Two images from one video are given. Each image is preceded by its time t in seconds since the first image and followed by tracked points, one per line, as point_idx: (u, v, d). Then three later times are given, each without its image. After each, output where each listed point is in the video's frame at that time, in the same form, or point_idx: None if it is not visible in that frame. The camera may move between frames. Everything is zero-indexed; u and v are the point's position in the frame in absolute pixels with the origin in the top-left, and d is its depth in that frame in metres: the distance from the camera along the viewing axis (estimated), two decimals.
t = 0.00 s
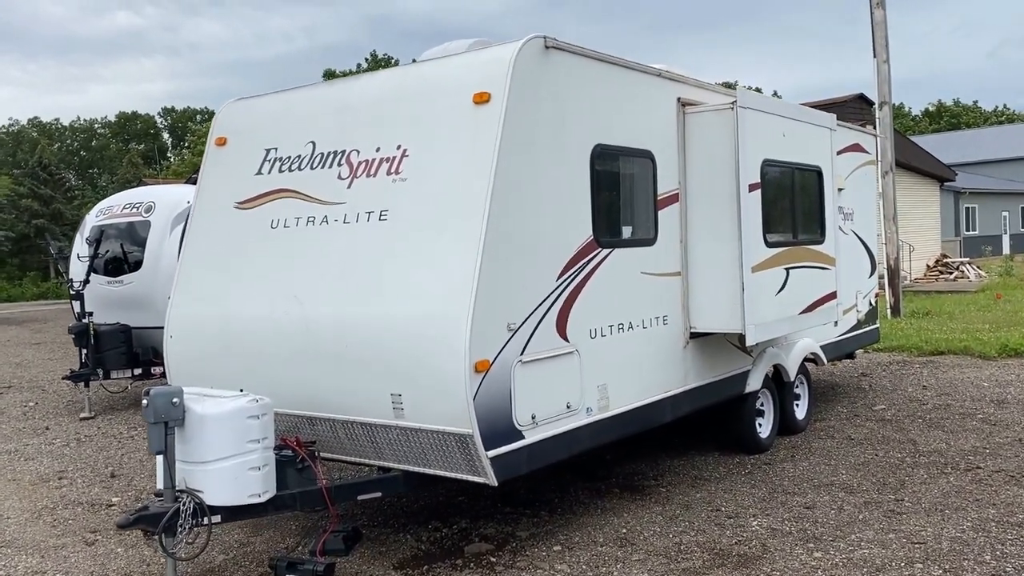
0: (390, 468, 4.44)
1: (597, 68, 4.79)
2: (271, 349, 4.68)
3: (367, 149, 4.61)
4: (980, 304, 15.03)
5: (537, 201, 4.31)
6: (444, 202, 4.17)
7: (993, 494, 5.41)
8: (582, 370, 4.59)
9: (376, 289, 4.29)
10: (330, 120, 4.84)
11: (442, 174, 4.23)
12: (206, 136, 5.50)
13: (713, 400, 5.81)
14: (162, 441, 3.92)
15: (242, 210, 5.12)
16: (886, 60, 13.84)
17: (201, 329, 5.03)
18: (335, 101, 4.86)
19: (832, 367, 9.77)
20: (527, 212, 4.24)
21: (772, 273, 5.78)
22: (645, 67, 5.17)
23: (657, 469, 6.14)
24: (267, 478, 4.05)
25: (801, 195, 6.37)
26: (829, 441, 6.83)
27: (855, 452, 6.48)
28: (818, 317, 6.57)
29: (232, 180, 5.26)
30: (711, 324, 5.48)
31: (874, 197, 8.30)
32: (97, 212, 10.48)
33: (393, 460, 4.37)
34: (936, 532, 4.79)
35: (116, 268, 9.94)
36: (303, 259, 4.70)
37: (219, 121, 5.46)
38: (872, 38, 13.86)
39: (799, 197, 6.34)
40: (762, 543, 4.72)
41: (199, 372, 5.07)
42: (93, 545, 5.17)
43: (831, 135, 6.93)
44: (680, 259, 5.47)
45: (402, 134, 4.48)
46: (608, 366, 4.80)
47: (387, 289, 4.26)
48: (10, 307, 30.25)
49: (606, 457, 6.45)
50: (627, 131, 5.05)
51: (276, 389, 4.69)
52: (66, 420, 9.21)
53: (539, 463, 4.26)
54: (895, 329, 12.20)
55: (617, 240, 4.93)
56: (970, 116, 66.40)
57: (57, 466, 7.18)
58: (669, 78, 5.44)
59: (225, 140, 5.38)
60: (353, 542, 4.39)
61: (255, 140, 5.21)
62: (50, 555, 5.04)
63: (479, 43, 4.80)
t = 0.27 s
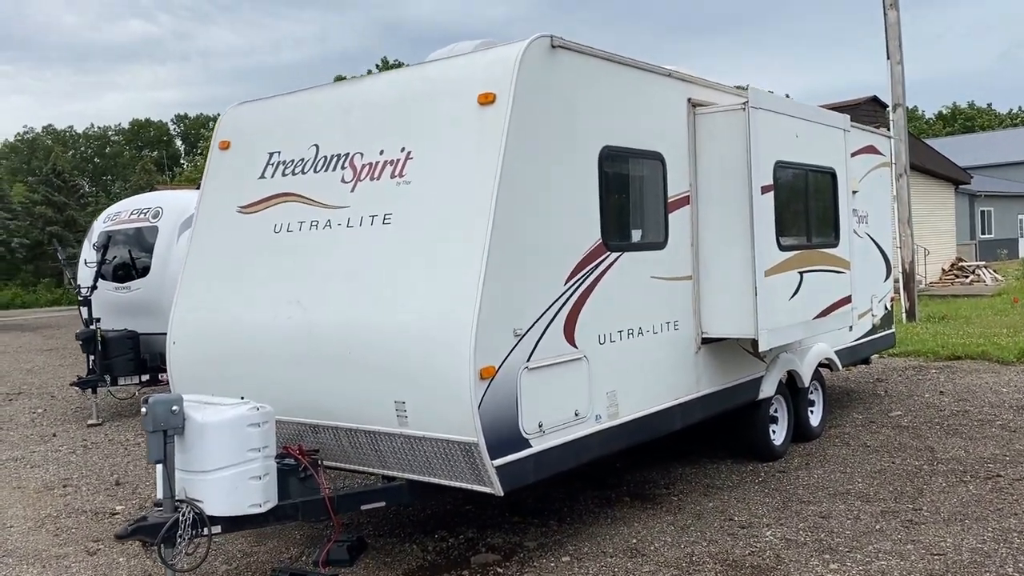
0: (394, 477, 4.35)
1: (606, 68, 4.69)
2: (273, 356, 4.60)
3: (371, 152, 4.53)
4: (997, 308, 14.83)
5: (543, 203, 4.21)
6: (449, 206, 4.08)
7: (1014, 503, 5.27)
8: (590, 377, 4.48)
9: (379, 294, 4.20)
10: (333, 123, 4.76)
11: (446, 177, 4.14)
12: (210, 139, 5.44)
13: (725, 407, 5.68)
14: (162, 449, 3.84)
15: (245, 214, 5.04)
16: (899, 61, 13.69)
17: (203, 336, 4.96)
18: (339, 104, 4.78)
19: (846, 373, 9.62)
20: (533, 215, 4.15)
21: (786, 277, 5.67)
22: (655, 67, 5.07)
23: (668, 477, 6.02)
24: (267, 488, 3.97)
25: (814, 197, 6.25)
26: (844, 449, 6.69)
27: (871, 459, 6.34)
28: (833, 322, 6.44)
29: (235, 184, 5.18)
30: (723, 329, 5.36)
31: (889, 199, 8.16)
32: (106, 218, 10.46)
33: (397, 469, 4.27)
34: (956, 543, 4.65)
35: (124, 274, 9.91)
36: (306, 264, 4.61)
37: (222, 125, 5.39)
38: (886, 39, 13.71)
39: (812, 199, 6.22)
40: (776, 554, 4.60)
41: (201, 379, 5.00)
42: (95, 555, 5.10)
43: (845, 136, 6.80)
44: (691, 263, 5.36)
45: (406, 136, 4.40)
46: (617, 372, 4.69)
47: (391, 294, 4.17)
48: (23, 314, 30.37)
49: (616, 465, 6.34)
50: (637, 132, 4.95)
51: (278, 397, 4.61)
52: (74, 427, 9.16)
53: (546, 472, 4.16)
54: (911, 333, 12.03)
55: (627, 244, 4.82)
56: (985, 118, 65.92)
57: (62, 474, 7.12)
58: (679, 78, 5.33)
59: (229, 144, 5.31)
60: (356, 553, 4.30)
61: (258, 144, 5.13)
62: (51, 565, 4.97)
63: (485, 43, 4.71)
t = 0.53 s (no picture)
0: (402, 492, 4.23)
1: (621, 74, 4.58)
2: (280, 366, 4.50)
3: (380, 159, 4.43)
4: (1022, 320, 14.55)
5: (557, 212, 4.09)
6: (459, 214, 3.97)
7: None
8: (604, 391, 4.35)
9: (388, 305, 4.09)
10: (343, 129, 4.67)
11: (456, 184, 4.03)
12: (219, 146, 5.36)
13: (743, 422, 5.53)
14: (163, 462, 3.75)
15: (253, 222, 4.96)
16: (923, 69, 13.48)
17: (210, 345, 4.87)
18: (349, 109, 4.69)
19: (868, 386, 9.42)
20: (546, 224, 4.03)
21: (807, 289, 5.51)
22: (672, 73, 4.95)
23: (684, 493, 5.87)
24: (271, 503, 3.86)
25: (836, 206, 6.10)
26: (866, 465, 6.51)
27: (894, 476, 6.16)
28: (855, 334, 6.27)
29: (244, 191, 5.10)
30: (742, 342, 5.22)
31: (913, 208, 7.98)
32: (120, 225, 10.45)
33: (405, 485, 4.16)
34: (985, 567, 4.47)
35: (137, 281, 9.88)
36: (314, 273, 4.52)
37: (232, 131, 5.32)
38: (909, 46, 13.50)
39: (834, 208, 6.06)
40: None
41: (208, 389, 4.91)
42: (99, 567, 5.02)
43: (868, 145, 6.64)
44: (708, 274, 5.22)
45: (416, 142, 4.29)
46: (632, 386, 4.56)
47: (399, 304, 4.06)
48: (43, 320, 30.57)
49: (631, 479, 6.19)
50: (653, 139, 4.82)
51: (285, 408, 4.51)
52: (86, 434, 9.12)
53: (557, 489, 4.03)
54: (934, 345, 11.80)
55: (643, 254, 4.70)
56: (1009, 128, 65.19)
57: (71, 483, 7.05)
58: (697, 84, 5.20)
59: (239, 150, 5.23)
60: (365, 568, 4.19)
61: (268, 150, 5.05)
62: None
63: (498, 48, 4.60)
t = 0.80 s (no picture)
0: (420, 505, 4.13)
1: (649, 77, 4.45)
2: (298, 374, 4.42)
3: (401, 163, 4.35)
4: None
5: (580, 219, 3.98)
6: (480, 220, 3.87)
7: None
8: (629, 403, 4.22)
9: (407, 313, 4.00)
10: (364, 133, 4.59)
11: (477, 190, 3.93)
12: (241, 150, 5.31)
13: (774, 435, 5.37)
14: (177, 471, 3.68)
15: (273, 227, 4.89)
16: (960, 73, 13.18)
17: (229, 352, 4.80)
18: (370, 114, 4.61)
19: (902, 398, 9.18)
20: (569, 230, 3.91)
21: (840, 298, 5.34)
22: (701, 76, 4.82)
23: (712, 508, 5.71)
24: (286, 515, 3.77)
25: (871, 213, 5.92)
26: (901, 480, 6.30)
27: (931, 493, 5.96)
28: (890, 345, 6.08)
29: (265, 196, 5.04)
30: (772, 353, 5.06)
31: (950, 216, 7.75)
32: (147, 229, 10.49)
33: (423, 498, 4.06)
34: None
35: (163, 286, 9.90)
36: (333, 280, 4.44)
37: (253, 135, 5.26)
38: (945, 50, 13.22)
39: (869, 215, 5.88)
40: None
41: (226, 396, 4.84)
42: None
43: (905, 150, 6.45)
44: (738, 282, 5.07)
45: (438, 147, 4.20)
46: (659, 398, 4.42)
47: (419, 313, 3.97)
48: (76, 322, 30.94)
49: (657, 493, 6.04)
50: (681, 143, 4.69)
51: (302, 417, 4.43)
52: (111, 438, 9.13)
53: (579, 504, 3.91)
54: (971, 356, 11.50)
55: (670, 262, 4.56)
56: None
57: (94, 487, 7.04)
58: (727, 87, 5.06)
59: (260, 155, 5.17)
60: None
61: (288, 154, 4.99)
62: None
63: (522, 51, 4.50)
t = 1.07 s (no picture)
0: (448, 511, 4.02)
1: (686, 70, 4.30)
2: (324, 376, 4.34)
3: (429, 161, 4.24)
4: None
5: (614, 218, 3.84)
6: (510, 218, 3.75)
7: None
8: (664, 408, 4.08)
9: (435, 314, 3.90)
10: (393, 130, 4.50)
11: (508, 188, 3.82)
12: (270, 149, 5.25)
13: (815, 442, 5.18)
14: (200, 475, 3.62)
15: (302, 226, 4.82)
16: (1010, 69, 12.79)
17: (257, 353, 4.74)
18: (399, 110, 4.52)
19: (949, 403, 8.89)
20: (602, 229, 3.78)
21: (886, 300, 5.14)
22: (740, 70, 4.65)
23: (750, 516, 5.53)
24: (310, 521, 3.69)
25: (918, 212, 5.70)
26: (949, 490, 6.06)
27: (981, 503, 5.72)
28: (938, 350, 5.85)
29: (293, 195, 4.97)
30: (814, 357, 4.87)
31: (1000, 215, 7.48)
32: (182, 228, 10.54)
33: (450, 504, 3.95)
34: None
35: (198, 284, 9.93)
36: (360, 280, 4.35)
37: (283, 133, 5.20)
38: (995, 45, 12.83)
39: (916, 215, 5.67)
40: None
41: (254, 397, 4.78)
42: None
43: (953, 147, 6.21)
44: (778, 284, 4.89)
45: (467, 144, 4.09)
46: (695, 404, 4.27)
47: (447, 313, 3.86)
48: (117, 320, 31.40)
49: (693, 500, 5.87)
50: (720, 140, 4.53)
51: (329, 420, 4.35)
52: (145, 437, 9.17)
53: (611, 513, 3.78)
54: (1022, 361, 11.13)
55: (708, 263, 4.41)
56: None
57: (126, 486, 7.04)
58: (768, 81, 4.89)
59: (289, 152, 5.10)
60: None
61: (317, 153, 4.91)
62: None
63: (555, 45, 4.38)
